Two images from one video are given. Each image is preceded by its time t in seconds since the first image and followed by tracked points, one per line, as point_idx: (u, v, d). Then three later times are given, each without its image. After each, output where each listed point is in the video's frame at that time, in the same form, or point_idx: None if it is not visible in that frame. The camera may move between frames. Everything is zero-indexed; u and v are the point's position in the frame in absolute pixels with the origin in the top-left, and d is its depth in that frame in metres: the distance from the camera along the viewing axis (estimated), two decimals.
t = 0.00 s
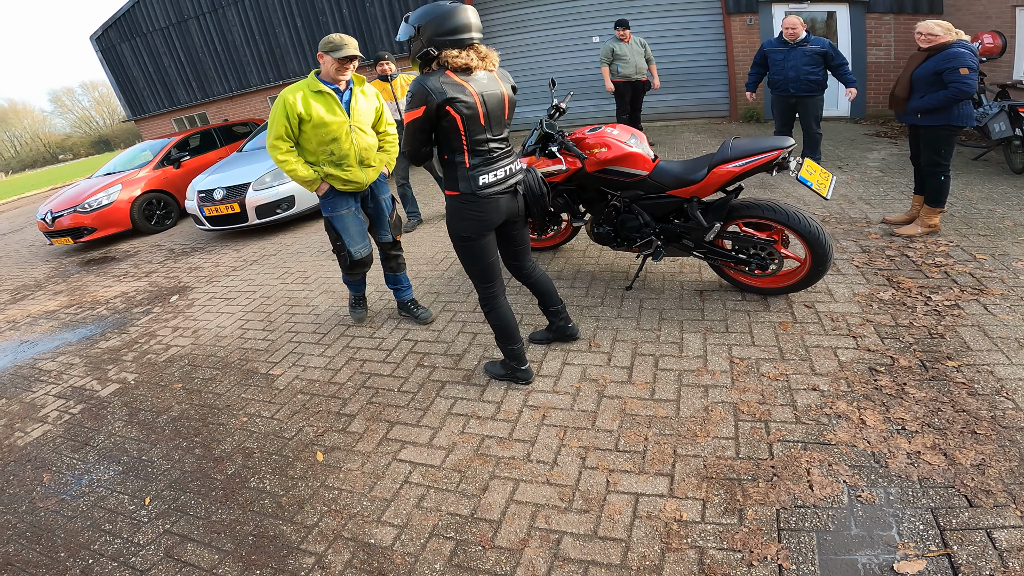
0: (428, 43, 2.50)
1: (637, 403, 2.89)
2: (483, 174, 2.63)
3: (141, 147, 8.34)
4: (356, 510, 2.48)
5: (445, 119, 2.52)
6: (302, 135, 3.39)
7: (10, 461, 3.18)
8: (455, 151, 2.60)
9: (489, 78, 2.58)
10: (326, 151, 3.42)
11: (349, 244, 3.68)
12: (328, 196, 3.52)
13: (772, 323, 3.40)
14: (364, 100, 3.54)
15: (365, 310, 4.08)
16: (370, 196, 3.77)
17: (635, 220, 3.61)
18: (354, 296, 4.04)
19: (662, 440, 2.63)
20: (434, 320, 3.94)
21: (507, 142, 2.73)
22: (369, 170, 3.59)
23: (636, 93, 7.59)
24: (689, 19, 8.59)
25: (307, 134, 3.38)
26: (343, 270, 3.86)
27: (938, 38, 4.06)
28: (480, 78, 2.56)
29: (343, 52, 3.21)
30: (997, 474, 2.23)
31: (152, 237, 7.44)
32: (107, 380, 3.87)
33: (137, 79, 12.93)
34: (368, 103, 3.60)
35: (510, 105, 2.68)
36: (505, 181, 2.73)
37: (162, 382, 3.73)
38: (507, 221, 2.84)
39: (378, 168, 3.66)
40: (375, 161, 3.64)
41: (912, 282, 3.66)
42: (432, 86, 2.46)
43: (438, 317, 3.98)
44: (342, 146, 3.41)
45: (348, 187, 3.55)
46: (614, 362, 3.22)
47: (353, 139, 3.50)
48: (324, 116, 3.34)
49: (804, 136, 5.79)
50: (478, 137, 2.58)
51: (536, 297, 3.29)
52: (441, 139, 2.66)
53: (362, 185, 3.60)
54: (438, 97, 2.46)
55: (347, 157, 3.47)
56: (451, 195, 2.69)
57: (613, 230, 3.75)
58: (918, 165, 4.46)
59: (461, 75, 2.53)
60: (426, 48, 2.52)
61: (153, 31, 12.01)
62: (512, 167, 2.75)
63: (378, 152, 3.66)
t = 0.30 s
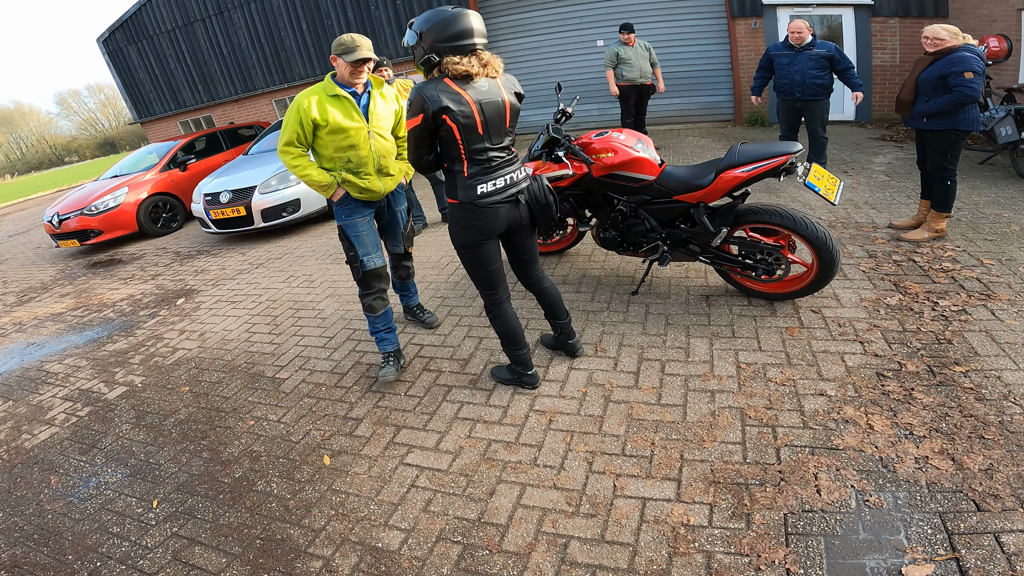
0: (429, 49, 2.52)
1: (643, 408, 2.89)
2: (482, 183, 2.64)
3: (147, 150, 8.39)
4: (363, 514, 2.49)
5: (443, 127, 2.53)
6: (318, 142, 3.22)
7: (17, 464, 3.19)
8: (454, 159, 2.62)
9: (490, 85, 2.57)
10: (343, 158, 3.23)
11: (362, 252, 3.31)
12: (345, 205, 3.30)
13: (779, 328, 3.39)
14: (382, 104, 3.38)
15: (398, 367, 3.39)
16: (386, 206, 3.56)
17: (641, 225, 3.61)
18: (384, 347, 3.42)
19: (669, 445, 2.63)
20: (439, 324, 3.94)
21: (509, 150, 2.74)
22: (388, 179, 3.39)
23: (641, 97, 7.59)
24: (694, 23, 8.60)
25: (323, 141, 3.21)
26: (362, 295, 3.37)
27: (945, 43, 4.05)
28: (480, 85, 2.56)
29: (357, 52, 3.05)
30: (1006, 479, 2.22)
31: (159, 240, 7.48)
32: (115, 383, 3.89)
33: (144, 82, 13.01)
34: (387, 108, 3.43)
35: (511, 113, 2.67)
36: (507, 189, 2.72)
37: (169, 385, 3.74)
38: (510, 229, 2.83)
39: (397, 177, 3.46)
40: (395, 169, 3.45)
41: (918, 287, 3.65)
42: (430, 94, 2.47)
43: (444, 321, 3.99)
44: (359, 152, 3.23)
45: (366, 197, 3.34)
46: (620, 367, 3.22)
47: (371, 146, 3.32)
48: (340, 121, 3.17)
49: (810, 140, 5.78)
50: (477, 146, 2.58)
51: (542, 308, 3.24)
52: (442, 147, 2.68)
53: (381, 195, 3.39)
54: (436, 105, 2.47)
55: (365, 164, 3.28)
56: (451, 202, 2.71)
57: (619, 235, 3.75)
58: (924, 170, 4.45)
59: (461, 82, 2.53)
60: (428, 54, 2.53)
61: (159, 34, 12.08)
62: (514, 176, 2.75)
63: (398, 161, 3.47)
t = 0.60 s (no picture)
0: (445, 56, 2.55)
1: (653, 418, 2.86)
2: (492, 193, 2.65)
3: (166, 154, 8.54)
4: (369, 519, 2.49)
5: (455, 136, 2.54)
6: (324, 158, 2.88)
7: (30, 463, 3.24)
8: (466, 167, 2.64)
9: (505, 94, 2.57)
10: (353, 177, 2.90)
11: (378, 284, 3.04)
12: (357, 233, 3.00)
13: (792, 339, 3.35)
14: (396, 115, 3.01)
15: (420, 406, 3.09)
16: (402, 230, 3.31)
17: (654, 235, 3.60)
18: (404, 382, 3.14)
19: (678, 456, 2.60)
20: (450, 332, 3.95)
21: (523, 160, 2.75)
22: (403, 201, 3.07)
23: (654, 105, 7.58)
24: (709, 31, 8.58)
25: (330, 158, 2.87)
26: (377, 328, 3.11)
27: (966, 51, 4.00)
28: (496, 94, 2.56)
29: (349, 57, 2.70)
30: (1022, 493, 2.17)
31: (175, 242, 7.59)
32: (129, 384, 3.94)
33: (165, 86, 13.27)
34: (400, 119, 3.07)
35: (525, 123, 2.67)
36: (517, 199, 2.73)
37: (181, 387, 3.79)
38: (520, 239, 2.82)
39: (412, 198, 3.14)
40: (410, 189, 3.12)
41: (936, 300, 3.59)
42: (444, 101, 2.48)
43: (454, 328, 3.99)
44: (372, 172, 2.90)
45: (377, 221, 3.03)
46: (630, 377, 3.20)
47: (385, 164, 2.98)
48: (349, 137, 2.81)
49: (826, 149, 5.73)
50: (488, 157, 2.59)
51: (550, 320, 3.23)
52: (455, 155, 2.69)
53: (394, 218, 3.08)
54: (449, 113, 2.48)
55: (379, 186, 2.95)
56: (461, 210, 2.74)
57: (631, 245, 3.74)
58: (943, 181, 4.39)
59: (476, 91, 2.53)
60: (446, 60, 2.55)
61: (181, 40, 12.33)
62: (525, 186, 2.75)
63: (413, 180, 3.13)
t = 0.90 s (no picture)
0: (478, 51, 2.53)
1: (664, 420, 2.84)
2: (524, 188, 2.63)
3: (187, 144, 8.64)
4: (376, 514, 2.50)
5: (491, 131, 2.52)
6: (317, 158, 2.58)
7: (45, 449, 3.29)
8: (499, 163, 2.62)
9: (540, 90, 2.55)
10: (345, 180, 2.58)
11: (384, 302, 2.80)
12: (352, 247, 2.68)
13: (808, 345, 3.31)
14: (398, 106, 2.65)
15: (432, 401, 3.10)
16: (415, 241, 2.80)
17: (670, 236, 3.56)
18: (415, 378, 3.11)
19: (689, 459, 2.58)
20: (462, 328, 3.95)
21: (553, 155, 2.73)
22: (403, 210, 2.70)
23: (673, 104, 7.51)
24: (732, 31, 8.47)
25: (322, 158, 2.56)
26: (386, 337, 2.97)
27: (999, 56, 3.88)
28: (530, 89, 2.53)
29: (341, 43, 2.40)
30: None
31: (194, 232, 7.69)
32: (144, 372, 4.00)
33: (188, 77, 13.45)
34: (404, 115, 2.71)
35: (559, 119, 2.65)
36: (547, 196, 2.71)
37: (196, 376, 3.84)
38: (545, 234, 2.81)
39: (416, 205, 2.76)
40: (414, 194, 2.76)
41: (957, 309, 3.52)
42: (481, 97, 2.46)
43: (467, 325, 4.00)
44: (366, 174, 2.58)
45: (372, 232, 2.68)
46: (642, 378, 3.18)
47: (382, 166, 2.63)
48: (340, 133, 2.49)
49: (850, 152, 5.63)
50: (522, 152, 2.58)
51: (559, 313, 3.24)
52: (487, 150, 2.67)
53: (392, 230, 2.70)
54: (485, 108, 2.46)
55: (374, 190, 2.63)
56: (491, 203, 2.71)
57: (647, 245, 3.71)
58: (969, 186, 4.30)
59: (511, 85, 2.51)
60: (477, 56, 2.54)
61: (205, 31, 12.48)
62: (555, 182, 2.74)
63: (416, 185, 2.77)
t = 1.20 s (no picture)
0: (539, 39, 2.48)
1: (678, 420, 2.80)
2: (583, 173, 2.63)
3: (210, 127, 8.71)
4: (386, 504, 2.51)
5: (559, 117, 2.48)
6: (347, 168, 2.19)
7: (62, 430, 3.34)
8: (558, 150, 2.58)
9: (598, 79, 2.58)
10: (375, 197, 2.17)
11: (406, 327, 2.63)
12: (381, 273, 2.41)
13: (828, 349, 3.24)
14: (442, 113, 2.24)
15: (446, 394, 3.10)
16: (447, 273, 2.34)
17: (692, 233, 3.51)
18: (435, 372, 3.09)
19: (701, 460, 2.54)
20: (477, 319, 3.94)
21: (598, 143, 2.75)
22: (439, 236, 2.26)
23: (698, 100, 7.38)
24: (762, 27, 8.29)
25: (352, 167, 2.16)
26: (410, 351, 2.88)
27: None
28: (590, 78, 2.55)
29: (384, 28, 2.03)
30: None
31: (214, 213, 7.77)
32: (161, 353, 4.05)
33: (213, 60, 13.55)
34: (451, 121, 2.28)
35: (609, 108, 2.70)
36: (596, 181, 2.74)
37: (212, 358, 3.88)
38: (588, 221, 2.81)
39: (456, 233, 2.30)
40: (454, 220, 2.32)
41: (983, 317, 3.42)
42: (555, 83, 2.40)
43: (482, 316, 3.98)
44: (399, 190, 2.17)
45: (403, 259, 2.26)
46: (657, 376, 3.14)
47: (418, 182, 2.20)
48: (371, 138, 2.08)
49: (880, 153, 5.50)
50: (583, 138, 2.58)
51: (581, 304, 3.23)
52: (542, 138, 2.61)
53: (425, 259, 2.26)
54: (560, 94, 2.41)
55: (406, 211, 2.21)
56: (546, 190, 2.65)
57: (667, 242, 3.66)
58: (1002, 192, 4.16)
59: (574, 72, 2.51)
60: (539, 43, 2.48)
61: (231, 15, 12.55)
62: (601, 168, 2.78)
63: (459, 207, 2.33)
